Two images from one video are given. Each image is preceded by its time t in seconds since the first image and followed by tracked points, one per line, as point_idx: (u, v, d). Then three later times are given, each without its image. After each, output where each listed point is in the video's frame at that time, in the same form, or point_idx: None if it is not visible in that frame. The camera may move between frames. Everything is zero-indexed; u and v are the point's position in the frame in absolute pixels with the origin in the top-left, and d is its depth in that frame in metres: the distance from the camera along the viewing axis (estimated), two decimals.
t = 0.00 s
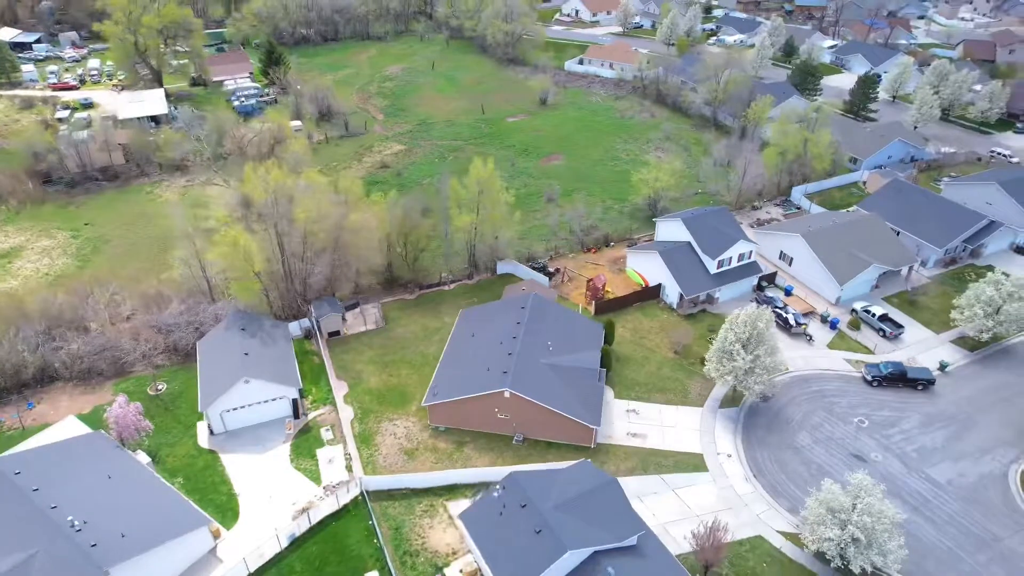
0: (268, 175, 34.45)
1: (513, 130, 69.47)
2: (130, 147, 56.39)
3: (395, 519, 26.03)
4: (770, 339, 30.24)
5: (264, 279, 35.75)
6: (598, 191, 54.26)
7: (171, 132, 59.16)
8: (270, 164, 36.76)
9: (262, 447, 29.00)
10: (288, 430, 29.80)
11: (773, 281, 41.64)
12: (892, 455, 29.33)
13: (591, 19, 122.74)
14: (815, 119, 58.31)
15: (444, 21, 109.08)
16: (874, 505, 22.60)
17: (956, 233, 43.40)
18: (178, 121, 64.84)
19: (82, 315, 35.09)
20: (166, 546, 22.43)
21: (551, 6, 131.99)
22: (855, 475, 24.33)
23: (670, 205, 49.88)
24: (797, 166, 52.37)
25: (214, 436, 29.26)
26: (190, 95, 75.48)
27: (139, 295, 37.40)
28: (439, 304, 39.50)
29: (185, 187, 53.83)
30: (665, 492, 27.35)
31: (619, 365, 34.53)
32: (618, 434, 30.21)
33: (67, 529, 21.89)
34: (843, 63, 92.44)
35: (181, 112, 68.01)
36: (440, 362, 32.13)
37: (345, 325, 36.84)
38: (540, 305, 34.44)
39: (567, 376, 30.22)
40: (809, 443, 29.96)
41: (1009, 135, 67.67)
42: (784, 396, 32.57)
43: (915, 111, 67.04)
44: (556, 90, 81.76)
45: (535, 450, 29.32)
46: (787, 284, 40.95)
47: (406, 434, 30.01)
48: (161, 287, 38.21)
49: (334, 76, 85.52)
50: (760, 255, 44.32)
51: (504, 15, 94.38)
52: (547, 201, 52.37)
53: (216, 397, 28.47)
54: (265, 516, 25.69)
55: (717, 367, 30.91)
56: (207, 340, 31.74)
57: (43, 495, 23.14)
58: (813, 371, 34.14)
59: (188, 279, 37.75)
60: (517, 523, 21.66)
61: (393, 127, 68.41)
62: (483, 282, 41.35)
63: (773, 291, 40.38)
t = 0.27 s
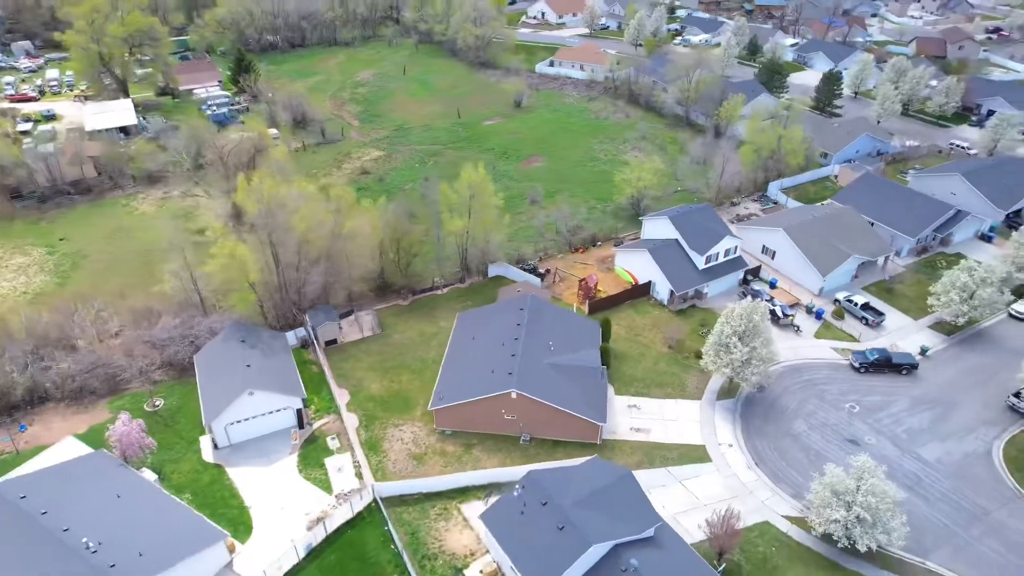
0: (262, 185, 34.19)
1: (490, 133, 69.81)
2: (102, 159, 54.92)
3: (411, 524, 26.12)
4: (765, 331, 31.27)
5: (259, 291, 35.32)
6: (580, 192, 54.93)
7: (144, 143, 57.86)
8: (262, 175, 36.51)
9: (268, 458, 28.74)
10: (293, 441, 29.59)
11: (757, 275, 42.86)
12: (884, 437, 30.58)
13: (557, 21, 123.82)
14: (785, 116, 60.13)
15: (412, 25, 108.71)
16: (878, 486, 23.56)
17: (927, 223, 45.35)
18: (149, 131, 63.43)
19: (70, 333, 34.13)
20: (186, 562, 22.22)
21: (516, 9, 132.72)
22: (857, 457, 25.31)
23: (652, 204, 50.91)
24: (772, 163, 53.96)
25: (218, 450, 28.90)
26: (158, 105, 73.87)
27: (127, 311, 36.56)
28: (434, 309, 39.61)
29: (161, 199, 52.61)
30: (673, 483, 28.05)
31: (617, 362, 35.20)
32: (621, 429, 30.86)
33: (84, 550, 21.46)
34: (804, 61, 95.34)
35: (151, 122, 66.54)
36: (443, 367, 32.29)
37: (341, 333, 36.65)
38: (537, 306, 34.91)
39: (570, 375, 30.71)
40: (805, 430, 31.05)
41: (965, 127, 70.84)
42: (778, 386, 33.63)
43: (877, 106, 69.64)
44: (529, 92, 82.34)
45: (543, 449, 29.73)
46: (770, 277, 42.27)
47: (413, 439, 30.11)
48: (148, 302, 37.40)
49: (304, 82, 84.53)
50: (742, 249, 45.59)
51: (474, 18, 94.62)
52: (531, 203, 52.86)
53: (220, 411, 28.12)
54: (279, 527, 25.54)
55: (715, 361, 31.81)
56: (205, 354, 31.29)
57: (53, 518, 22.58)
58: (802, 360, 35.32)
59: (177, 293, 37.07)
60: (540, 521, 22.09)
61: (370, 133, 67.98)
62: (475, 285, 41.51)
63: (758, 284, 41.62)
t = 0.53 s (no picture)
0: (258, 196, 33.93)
1: (468, 137, 70.00)
2: (74, 172, 53.40)
3: (426, 527, 26.30)
4: (760, 323, 32.37)
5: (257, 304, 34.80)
6: (563, 194, 55.59)
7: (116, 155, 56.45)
8: (254, 185, 36.18)
9: (276, 470, 28.55)
10: (300, 451, 29.45)
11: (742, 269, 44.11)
12: (874, 421, 31.89)
13: (525, 23, 124.50)
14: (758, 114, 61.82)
15: (381, 30, 108.17)
16: (879, 467, 24.61)
17: (899, 215, 47.30)
18: (119, 142, 61.89)
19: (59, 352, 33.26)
20: None
21: (483, 12, 133.01)
22: (856, 441, 26.35)
23: (635, 203, 51.84)
24: (749, 160, 55.46)
25: (224, 464, 28.59)
26: (125, 116, 72.06)
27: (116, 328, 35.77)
28: (429, 313, 39.75)
29: (138, 211, 51.39)
30: (679, 475, 28.81)
31: (614, 359, 35.89)
32: (624, 425, 31.55)
33: (104, 570, 21.12)
34: (768, 59, 98.07)
35: (120, 133, 64.91)
36: (446, 371, 32.49)
37: (338, 341, 36.54)
38: (535, 307, 35.36)
39: (573, 374, 31.26)
40: (800, 417, 32.17)
41: (924, 121, 73.94)
42: (770, 376, 34.73)
43: (843, 103, 72.07)
44: (503, 95, 82.76)
45: (550, 447, 30.20)
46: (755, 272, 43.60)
47: (420, 444, 30.26)
48: (138, 317, 36.65)
49: (275, 89, 83.42)
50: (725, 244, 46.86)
51: (444, 22, 94.71)
52: (515, 206, 53.30)
53: (226, 424, 27.83)
54: (295, 537, 25.47)
55: (712, 354, 32.77)
56: (204, 367, 30.85)
57: (67, 541, 22.10)
58: (792, 351, 36.53)
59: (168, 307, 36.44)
60: (561, 518, 22.53)
61: (347, 138, 67.50)
62: (468, 288, 41.72)
63: (743, 278, 42.88)
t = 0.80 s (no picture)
0: (254, 205, 33.73)
1: (446, 140, 70.06)
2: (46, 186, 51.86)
3: (443, 530, 26.53)
4: (753, 316, 33.51)
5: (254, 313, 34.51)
6: (547, 195, 56.17)
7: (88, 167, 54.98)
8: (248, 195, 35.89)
9: (286, 480, 28.43)
10: (309, 460, 29.34)
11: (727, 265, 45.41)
12: (864, 406, 33.21)
13: (493, 26, 124.87)
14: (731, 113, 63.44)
15: (350, 35, 107.43)
16: (877, 449, 25.80)
17: (872, 207, 49.22)
18: (89, 154, 60.29)
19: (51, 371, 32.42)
20: None
21: (449, 15, 132.95)
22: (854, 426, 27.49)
23: (618, 202, 52.73)
24: (726, 158, 56.90)
25: (232, 477, 28.36)
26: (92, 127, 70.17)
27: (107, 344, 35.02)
28: (425, 318, 39.91)
29: (116, 224, 50.22)
30: (684, 466, 29.59)
31: (612, 356, 36.59)
32: (627, 420, 32.23)
33: None
34: (734, 58, 100.59)
35: (89, 145, 63.22)
36: (449, 374, 32.75)
37: (337, 349, 36.44)
38: (534, 307, 35.84)
39: (576, 372, 31.84)
40: (795, 405, 33.31)
41: (886, 116, 76.80)
42: (763, 366, 35.84)
43: (810, 99, 74.55)
44: (477, 98, 83.01)
45: (558, 445, 30.70)
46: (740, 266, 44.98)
47: (429, 447, 30.45)
48: (129, 333, 35.95)
49: (246, 97, 82.21)
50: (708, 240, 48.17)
51: (415, 26, 94.62)
52: (500, 208, 53.69)
53: (235, 437, 27.62)
54: (313, 547, 25.45)
55: (709, 348, 33.79)
56: (205, 381, 30.53)
57: (84, 562, 21.82)
58: (782, 341, 37.75)
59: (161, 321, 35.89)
60: (582, 513, 23.04)
61: (325, 145, 67.00)
62: (462, 292, 41.97)
63: (729, 272, 44.17)
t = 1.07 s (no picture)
0: (250, 215, 33.20)
1: (425, 145, 70.02)
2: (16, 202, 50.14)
3: (459, 532, 26.77)
4: (746, 310, 34.65)
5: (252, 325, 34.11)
6: (531, 198, 56.63)
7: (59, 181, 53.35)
8: (241, 205, 35.41)
9: (296, 490, 28.28)
10: (318, 470, 29.22)
11: (712, 261, 46.69)
12: (854, 392, 34.57)
13: (460, 30, 124.93)
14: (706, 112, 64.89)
15: (318, 41, 106.31)
16: (876, 432, 27.02)
17: (846, 201, 51.15)
18: (58, 167, 58.50)
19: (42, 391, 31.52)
20: None
21: (416, 19, 132.45)
22: (851, 412, 28.67)
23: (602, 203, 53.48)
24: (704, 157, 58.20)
25: (242, 489, 28.10)
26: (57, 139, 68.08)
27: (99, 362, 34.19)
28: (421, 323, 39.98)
29: (93, 238, 48.90)
30: (689, 458, 30.39)
31: (609, 354, 37.23)
32: (629, 416, 32.91)
33: None
34: (700, 59, 102.86)
35: (57, 158, 61.32)
36: (452, 378, 32.94)
37: (336, 357, 36.32)
38: (532, 308, 36.29)
39: (579, 371, 32.39)
40: (789, 394, 34.46)
41: (850, 112, 79.69)
42: (755, 358, 36.95)
43: (778, 97, 77.45)
44: (452, 102, 83.02)
45: (565, 444, 31.17)
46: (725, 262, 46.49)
47: (437, 451, 30.62)
48: (121, 349, 35.15)
49: (216, 106, 80.69)
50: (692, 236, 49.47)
51: (386, 31, 94.19)
52: (486, 212, 53.96)
53: (244, 449, 27.37)
54: (330, 556, 25.44)
55: (704, 342, 34.82)
56: (208, 395, 30.14)
57: None
58: (771, 333, 38.96)
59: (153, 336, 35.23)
60: (601, 508, 23.56)
61: (303, 152, 66.27)
62: (455, 296, 42.15)
63: (715, 268, 45.50)
